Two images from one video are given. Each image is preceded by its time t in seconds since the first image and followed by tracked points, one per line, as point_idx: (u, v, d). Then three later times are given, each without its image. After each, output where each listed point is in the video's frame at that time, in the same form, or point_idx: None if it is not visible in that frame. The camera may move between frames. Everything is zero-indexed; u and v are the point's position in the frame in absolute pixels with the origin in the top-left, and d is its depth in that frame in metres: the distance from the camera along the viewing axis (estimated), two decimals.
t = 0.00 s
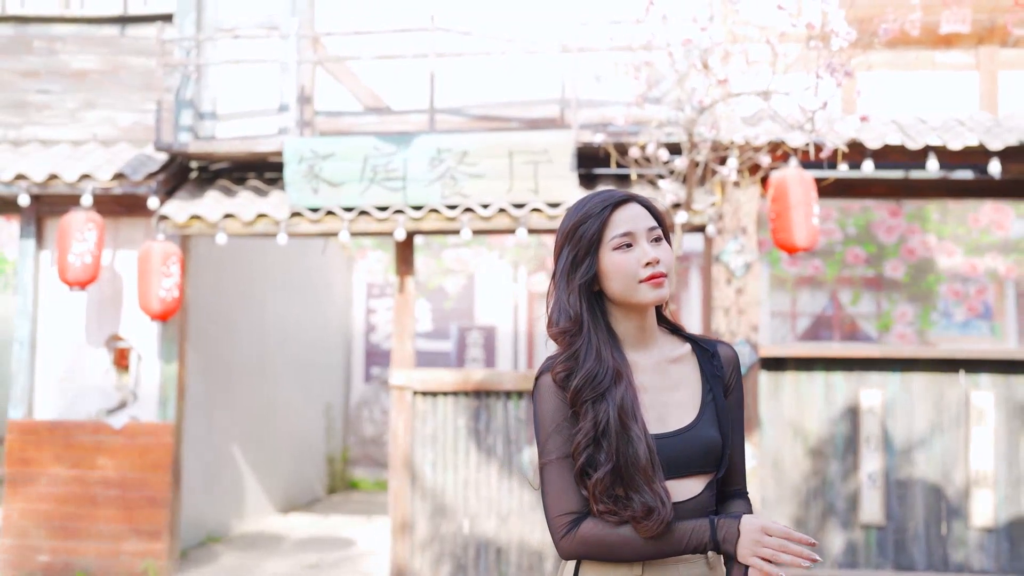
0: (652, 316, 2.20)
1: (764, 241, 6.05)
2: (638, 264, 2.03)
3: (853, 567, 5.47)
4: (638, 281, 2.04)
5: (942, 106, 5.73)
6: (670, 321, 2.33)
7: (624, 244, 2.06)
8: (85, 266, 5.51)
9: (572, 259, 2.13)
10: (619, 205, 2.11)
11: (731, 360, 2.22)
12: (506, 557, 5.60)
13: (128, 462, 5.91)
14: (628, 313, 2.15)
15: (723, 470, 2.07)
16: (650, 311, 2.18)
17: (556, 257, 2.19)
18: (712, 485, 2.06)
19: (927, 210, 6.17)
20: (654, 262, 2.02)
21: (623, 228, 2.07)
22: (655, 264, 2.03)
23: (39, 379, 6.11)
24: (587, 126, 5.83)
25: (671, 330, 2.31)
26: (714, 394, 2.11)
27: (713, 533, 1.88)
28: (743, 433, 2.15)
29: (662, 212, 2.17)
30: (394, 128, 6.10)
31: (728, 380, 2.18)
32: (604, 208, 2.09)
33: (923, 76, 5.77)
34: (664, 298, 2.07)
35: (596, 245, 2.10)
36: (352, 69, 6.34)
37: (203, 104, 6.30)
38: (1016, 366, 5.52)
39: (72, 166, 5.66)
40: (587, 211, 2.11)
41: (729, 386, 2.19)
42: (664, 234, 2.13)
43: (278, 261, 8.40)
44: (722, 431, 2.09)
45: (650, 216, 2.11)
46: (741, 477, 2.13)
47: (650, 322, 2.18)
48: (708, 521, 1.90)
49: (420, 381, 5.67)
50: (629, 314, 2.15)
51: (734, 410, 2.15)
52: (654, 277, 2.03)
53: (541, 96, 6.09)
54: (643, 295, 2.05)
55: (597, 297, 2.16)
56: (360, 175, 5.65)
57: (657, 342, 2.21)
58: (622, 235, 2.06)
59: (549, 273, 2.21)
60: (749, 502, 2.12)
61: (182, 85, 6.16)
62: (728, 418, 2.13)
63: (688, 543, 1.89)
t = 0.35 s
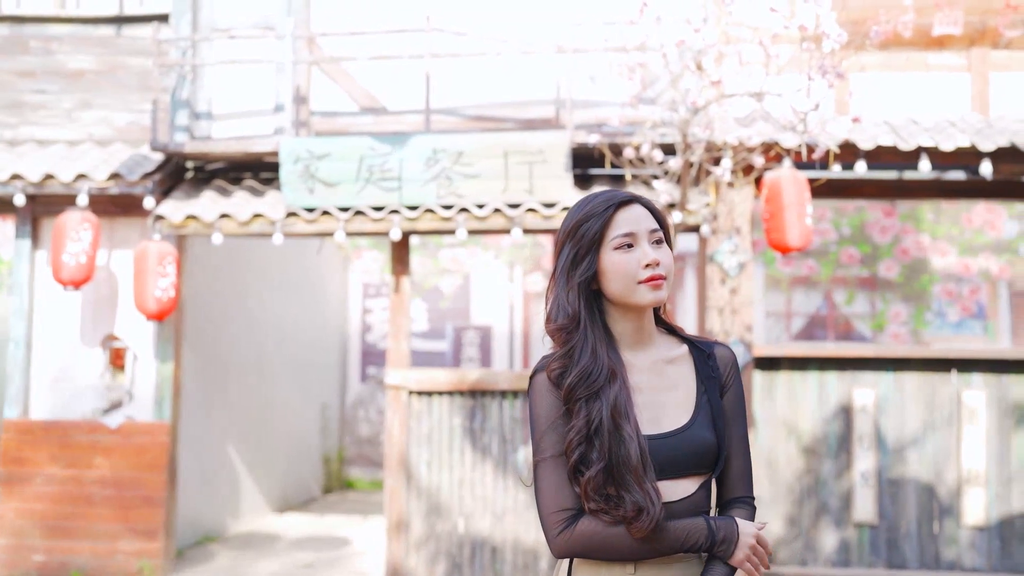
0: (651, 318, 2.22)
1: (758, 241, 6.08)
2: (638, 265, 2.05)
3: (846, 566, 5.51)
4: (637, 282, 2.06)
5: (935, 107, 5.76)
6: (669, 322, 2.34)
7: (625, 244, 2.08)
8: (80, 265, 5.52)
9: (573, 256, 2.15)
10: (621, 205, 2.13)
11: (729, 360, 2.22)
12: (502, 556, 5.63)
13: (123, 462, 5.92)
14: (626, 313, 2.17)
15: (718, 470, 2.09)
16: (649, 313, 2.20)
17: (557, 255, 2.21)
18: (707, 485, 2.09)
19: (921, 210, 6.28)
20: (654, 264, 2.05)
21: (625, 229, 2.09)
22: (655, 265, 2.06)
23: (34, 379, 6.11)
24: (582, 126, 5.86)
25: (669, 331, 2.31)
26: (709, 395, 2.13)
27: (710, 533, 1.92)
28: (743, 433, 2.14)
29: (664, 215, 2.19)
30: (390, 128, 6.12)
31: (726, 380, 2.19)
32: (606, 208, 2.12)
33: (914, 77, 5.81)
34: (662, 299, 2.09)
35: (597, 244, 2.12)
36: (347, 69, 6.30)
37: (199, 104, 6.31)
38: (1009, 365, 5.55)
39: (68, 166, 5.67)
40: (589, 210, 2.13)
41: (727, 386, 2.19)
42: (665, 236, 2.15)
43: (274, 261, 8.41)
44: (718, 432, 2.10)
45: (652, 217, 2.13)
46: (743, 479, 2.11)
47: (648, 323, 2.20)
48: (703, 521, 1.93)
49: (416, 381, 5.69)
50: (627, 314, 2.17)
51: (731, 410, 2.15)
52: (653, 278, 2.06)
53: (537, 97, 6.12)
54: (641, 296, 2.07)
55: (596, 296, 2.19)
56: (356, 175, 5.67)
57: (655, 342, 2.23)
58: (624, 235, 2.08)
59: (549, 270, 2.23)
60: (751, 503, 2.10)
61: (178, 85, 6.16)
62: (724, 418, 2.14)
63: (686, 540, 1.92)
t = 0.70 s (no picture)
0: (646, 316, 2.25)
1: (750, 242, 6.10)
2: (635, 262, 2.09)
3: (835, 563, 5.54)
4: (633, 279, 2.09)
5: (924, 107, 5.79)
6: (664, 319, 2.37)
7: (624, 241, 2.11)
8: (70, 264, 5.52)
9: (572, 249, 2.17)
10: (623, 202, 2.15)
11: (723, 360, 2.24)
12: (493, 554, 5.64)
13: (115, 461, 5.91)
14: (620, 309, 2.20)
15: (706, 468, 2.12)
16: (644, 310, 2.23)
17: (556, 246, 2.23)
18: (694, 482, 2.12)
19: (911, 211, 6.34)
20: (651, 262, 2.08)
21: (625, 225, 2.11)
22: (652, 264, 2.09)
23: (25, 378, 6.10)
24: (573, 127, 5.88)
25: (664, 328, 2.34)
26: (700, 393, 2.15)
27: (702, 507, 1.96)
28: (735, 432, 2.14)
29: (664, 215, 2.22)
30: (382, 128, 6.12)
31: (717, 379, 2.20)
32: (607, 204, 2.13)
33: (904, 78, 5.83)
34: (657, 298, 2.12)
35: (596, 238, 2.14)
36: (339, 70, 6.35)
37: (191, 104, 6.29)
38: (997, 364, 5.58)
39: (60, 166, 5.67)
40: (590, 205, 2.15)
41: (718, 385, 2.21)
42: (663, 235, 2.18)
43: (267, 260, 8.42)
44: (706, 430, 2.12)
45: (652, 215, 2.16)
46: (732, 477, 2.11)
47: (642, 320, 2.23)
48: (694, 498, 1.97)
49: (407, 380, 5.70)
50: (622, 310, 2.20)
51: (721, 407, 2.16)
52: (649, 276, 2.09)
53: (528, 97, 6.14)
54: (636, 294, 2.10)
55: (593, 290, 2.21)
56: (348, 176, 5.68)
57: (648, 340, 2.25)
58: (623, 232, 2.11)
59: (548, 262, 2.25)
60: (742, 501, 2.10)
61: (169, 84, 6.15)
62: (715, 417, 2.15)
63: (678, 518, 1.95)
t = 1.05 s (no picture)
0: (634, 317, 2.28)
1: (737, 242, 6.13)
2: (625, 262, 2.12)
3: (821, 561, 5.58)
4: (622, 278, 2.13)
5: (910, 109, 5.83)
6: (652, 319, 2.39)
7: (615, 240, 2.15)
8: (57, 263, 5.50)
9: (565, 246, 2.20)
10: (618, 202, 2.18)
11: (710, 359, 2.24)
12: (481, 553, 5.66)
13: (102, 461, 5.90)
14: (608, 307, 2.23)
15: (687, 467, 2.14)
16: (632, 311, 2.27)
17: (550, 242, 2.25)
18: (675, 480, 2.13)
19: (897, 211, 6.40)
20: (640, 263, 2.11)
21: (618, 225, 2.15)
22: (642, 265, 2.13)
23: (11, 378, 6.07)
24: (561, 127, 5.89)
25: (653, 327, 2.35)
26: (684, 393, 2.16)
27: (686, 482, 1.99)
28: (721, 430, 2.15)
29: (657, 218, 2.26)
30: (370, 127, 6.12)
31: (703, 379, 2.20)
32: (602, 202, 2.16)
33: (890, 79, 5.86)
34: (644, 299, 2.16)
35: (589, 236, 2.18)
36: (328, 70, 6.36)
37: (179, 102, 6.29)
38: (981, 364, 5.63)
39: (47, 164, 5.64)
40: (585, 203, 2.18)
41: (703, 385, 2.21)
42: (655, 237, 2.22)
43: (255, 259, 8.41)
44: (689, 430, 2.14)
45: (644, 216, 2.20)
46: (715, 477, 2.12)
47: (629, 320, 2.26)
48: (679, 472, 2.00)
49: (395, 379, 5.71)
50: (610, 309, 2.23)
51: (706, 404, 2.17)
52: (638, 277, 2.12)
53: (516, 97, 6.15)
54: (624, 293, 2.14)
55: (583, 288, 2.24)
56: (336, 175, 5.69)
57: (634, 339, 2.28)
58: (616, 231, 2.14)
59: (540, 258, 2.28)
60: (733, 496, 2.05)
61: (157, 82, 6.10)
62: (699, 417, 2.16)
63: (664, 495, 1.97)
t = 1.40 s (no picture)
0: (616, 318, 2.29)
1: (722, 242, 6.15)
2: (609, 264, 2.13)
3: (805, 559, 5.61)
4: (605, 280, 2.14)
5: (893, 110, 5.87)
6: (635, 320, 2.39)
7: (600, 242, 2.15)
8: (42, 263, 5.48)
9: (550, 245, 2.21)
10: (605, 204, 2.19)
11: (693, 357, 2.23)
12: (466, 552, 5.67)
13: (86, 460, 5.88)
14: (590, 307, 2.23)
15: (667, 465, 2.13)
16: (615, 313, 2.28)
17: (536, 242, 2.27)
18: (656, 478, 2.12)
19: (881, 212, 6.45)
20: (624, 266, 2.12)
21: (604, 226, 2.16)
22: (625, 268, 2.13)
23: None
24: (546, 127, 5.91)
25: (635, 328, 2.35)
26: (664, 391, 2.15)
27: (663, 472, 1.98)
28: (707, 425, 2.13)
29: (643, 223, 2.27)
30: (356, 127, 6.12)
31: (684, 376, 2.19)
32: (590, 204, 2.17)
33: (873, 80, 5.91)
34: (626, 301, 2.16)
35: (575, 237, 2.18)
36: (315, 70, 6.34)
37: (164, 102, 6.27)
38: (963, 363, 5.67)
39: (31, 163, 5.61)
40: (573, 204, 2.19)
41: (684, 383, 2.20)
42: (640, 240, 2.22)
43: (240, 259, 8.39)
44: (669, 427, 2.13)
45: (631, 220, 2.20)
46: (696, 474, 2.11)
47: (611, 321, 2.27)
48: (655, 463, 2.00)
49: (381, 379, 5.72)
50: (592, 309, 2.24)
51: (688, 399, 2.15)
52: (621, 279, 2.13)
53: (502, 97, 6.17)
54: (607, 295, 2.14)
55: (567, 288, 2.25)
56: (322, 174, 5.69)
57: (615, 339, 2.28)
58: (601, 233, 2.15)
59: (526, 256, 2.29)
60: (719, 485, 2.02)
61: (143, 81, 6.09)
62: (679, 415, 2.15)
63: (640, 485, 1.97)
